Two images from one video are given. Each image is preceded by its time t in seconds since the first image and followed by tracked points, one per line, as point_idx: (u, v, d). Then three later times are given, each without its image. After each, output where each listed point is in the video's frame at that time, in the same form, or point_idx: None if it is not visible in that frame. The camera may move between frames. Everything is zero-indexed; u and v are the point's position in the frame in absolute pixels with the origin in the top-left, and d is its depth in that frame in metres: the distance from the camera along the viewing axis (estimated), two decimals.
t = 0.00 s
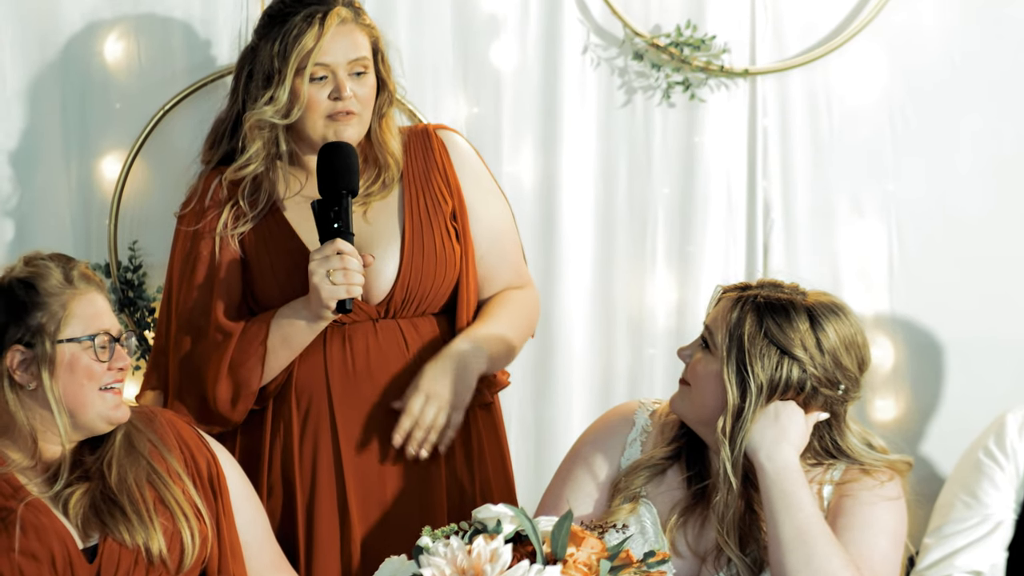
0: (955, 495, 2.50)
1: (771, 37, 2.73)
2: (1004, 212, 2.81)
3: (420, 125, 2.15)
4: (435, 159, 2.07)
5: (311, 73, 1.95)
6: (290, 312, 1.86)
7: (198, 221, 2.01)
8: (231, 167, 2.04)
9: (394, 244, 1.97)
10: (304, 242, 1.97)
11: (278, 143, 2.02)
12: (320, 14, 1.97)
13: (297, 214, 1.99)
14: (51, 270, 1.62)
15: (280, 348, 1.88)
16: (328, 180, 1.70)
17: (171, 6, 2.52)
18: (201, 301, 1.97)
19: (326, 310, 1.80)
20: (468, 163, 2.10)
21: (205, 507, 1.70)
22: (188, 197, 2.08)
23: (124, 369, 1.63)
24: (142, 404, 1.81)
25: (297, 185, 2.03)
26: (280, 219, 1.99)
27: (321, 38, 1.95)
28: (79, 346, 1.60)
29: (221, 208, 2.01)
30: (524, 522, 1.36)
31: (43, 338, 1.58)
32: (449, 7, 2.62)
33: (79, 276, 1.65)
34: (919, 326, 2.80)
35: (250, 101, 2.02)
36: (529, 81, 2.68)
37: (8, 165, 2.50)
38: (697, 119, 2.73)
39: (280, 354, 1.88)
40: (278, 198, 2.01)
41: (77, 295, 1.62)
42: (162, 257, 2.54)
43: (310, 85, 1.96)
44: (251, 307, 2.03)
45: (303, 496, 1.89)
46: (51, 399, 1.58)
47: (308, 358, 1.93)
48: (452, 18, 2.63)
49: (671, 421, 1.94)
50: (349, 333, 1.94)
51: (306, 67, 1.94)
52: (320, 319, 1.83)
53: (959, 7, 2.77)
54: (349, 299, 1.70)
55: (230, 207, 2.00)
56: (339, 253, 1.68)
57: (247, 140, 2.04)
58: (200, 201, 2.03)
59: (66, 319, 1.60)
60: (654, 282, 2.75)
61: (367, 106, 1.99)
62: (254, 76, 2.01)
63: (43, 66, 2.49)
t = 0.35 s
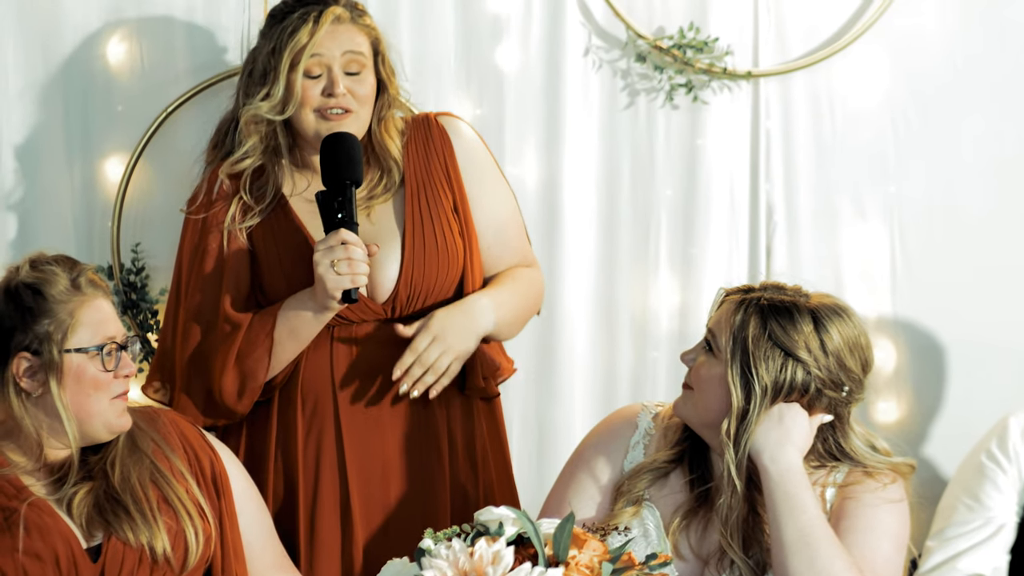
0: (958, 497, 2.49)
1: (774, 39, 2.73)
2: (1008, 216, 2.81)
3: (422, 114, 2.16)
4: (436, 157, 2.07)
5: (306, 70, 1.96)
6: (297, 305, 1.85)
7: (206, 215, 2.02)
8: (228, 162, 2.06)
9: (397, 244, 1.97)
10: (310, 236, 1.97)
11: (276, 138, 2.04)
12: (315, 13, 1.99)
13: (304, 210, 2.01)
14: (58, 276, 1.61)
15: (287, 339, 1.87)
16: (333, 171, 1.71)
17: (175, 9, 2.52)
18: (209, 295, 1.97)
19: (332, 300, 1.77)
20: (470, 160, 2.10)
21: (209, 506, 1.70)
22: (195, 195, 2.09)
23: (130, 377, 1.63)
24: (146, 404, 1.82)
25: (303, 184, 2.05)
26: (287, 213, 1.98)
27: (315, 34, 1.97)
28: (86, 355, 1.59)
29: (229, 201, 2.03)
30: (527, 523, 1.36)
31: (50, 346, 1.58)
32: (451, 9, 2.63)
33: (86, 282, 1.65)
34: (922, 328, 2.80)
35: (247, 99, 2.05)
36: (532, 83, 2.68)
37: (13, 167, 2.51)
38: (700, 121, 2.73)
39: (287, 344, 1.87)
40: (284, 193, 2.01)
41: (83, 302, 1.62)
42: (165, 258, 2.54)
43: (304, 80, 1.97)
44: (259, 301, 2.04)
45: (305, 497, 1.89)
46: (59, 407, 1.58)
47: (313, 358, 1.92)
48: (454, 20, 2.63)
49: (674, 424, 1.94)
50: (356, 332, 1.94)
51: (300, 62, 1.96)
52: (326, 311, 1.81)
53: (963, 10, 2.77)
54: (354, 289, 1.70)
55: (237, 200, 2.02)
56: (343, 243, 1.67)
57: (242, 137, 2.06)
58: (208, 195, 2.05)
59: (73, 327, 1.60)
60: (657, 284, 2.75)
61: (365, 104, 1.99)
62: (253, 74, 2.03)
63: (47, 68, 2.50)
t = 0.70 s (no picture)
0: (960, 499, 2.49)
1: (777, 41, 2.72)
2: (1011, 217, 2.80)
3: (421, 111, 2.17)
4: (433, 154, 2.07)
5: (292, 64, 1.98)
6: (299, 300, 1.85)
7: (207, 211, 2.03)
8: (218, 159, 2.08)
9: (395, 241, 1.97)
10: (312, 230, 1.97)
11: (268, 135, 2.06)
12: (297, 10, 2.01)
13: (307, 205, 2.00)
14: (58, 278, 1.62)
15: (291, 335, 1.87)
16: (331, 166, 1.71)
17: (178, 11, 2.52)
18: (212, 291, 1.97)
19: (334, 295, 1.78)
20: (467, 155, 2.10)
21: (211, 508, 1.70)
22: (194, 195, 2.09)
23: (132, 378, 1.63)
24: (148, 405, 1.82)
25: (305, 180, 2.05)
26: (288, 208, 1.98)
27: (300, 29, 1.99)
28: (87, 358, 1.60)
29: (230, 197, 2.03)
30: (528, 525, 1.36)
31: (51, 348, 1.58)
32: (453, 11, 2.63)
33: (87, 283, 1.65)
34: (924, 330, 2.79)
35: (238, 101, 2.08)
36: (534, 84, 2.68)
37: (15, 169, 2.51)
38: (702, 123, 2.73)
39: (291, 339, 1.87)
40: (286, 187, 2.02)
41: (84, 304, 1.62)
42: (168, 260, 2.55)
43: (291, 73, 1.98)
44: (262, 295, 2.04)
45: (308, 499, 1.89)
46: (62, 409, 1.58)
47: (316, 360, 1.93)
48: (456, 22, 2.64)
49: (677, 425, 1.93)
50: (359, 335, 1.95)
51: (285, 54, 1.97)
52: (329, 305, 1.81)
53: (965, 11, 2.77)
54: (356, 283, 1.71)
55: (237, 197, 2.02)
56: (344, 237, 1.67)
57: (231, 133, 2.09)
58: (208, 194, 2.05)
59: (74, 329, 1.60)
60: (659, 286, 2.75)
61: (356, 95, 2.01)
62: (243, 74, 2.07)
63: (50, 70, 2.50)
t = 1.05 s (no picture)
0: (962, 500, 2.49)
1: (779, 42, 2.72)
2: (1014, 217, 2.80)
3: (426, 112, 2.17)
4: (437, 157, 2.07)
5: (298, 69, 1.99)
6: (304, 303, 1.86)
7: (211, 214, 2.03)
8: (223, 161, 2.07)
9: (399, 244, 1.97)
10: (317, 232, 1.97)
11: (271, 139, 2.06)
12: (304, 14, 2.02)
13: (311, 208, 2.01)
14: (57, 279, 1.61)
15: (295, 338, 1.87)
16: (336, 168, 1.69)
17: (180, 13, 2.53)
18: (216, 292, 1.97)
19: (339, 300, 1.79)
20: (470, 157, 2.10)
21: (212, 510, 1.71)
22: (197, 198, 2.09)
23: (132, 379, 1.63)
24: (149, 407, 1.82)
25: (310, 182, 2.06)
26: (293, 209, 1.99)
27: (307, 33, 1.99)
28: (86, 359, 1.60)
29: (233, 200, 2.03)
30: (530, 526, 1.36)
31: (51, 350, 1.58)
32: (454, 12, 2.63)
33: (86, 284, 1.65)
34: (927, 331, 2.79)
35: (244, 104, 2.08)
36: (536, 85, 2.68)
37: (17, 171, 2.51)
38: (703, 124, 2.73)
39: (295, 342, 1.88)
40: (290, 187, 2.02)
41: (84, 305, 1.62)
42: (170, 262, 2.56)
43: (299, 78, 1.99)
44: (265, 297, 2.05)
45: (311, 499, 1.89)
46: (61, 410, 1.58)
47: (319, 361, 1.93)
48: (458, 23, 2.64)
49: (678, 426, 1.94)
50: (362, 337, 1.95)
51: (293, 59, 1.98)
52: (334, 309, 1.82)
53: (968, 11, 2.76)
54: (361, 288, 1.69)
55: (240, 198, 2.02)
56: (350, 242, 1.68)
57: (237, 137, 2.08)
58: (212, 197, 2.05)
59: (74, 330, 1.60)
60: (662, 287, 2.75)
61: (362, 98, 2.00)
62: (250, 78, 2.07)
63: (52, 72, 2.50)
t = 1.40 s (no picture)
0: (965, 500, 2.49)
1: (781, 43, 2.72)
2: (1017, 218, 2.80)
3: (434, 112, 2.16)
4: (443, 163, 2.07)
5: (314, 79, 1.97)
6: (314, 326, 1.88)
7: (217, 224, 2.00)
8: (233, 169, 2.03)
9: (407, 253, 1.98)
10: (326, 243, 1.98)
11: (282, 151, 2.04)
12: (320, 21, 1.98)
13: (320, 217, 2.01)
14: (57, 281, 1.62)
15: (301, 357, 1.89)
16: (352, 194, 1.66)
17: (182, 15, 2.54)
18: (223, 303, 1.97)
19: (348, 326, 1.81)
20: (476, 160, 2.10)
21: (215, 512, 1.71)
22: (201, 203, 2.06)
23: (132, 379, 1.63)
24: (151, 409, 1.82)
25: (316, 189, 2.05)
26: (304, 221, 1.99)
27: (323, 44, 1.97)
28: (87, 360, 1.60)
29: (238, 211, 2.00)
30: (533, 527, 1.36)
31: (50, 352, 1.59)
32: (456, 13, 2.63)
33: (87, 285, 1.66)
34: (929, 331, 2.79)
35: (253, 110, 2.05)
36: (537, 86, 2.68)
37: (19, 172, 2.52)
38: (705, 125, 2.73)
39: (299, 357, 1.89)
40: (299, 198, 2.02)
41: (84, 307, 1.63)
42: (173, 264, 2.57)
43: (314, 89, 1.98)
44: (269, 306, 2.05)
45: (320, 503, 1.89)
46: (61, 412, 1.59)
47: (329, 368, 1.93)
48: (460, 24, 2.64)
49: (680, 428, 1.93)
50: (370, 344, 1.95)
51: (308, 71, 1.95)
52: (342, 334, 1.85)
53: (970, 12, 2.76)
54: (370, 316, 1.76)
55: (246, 210, 2.00)
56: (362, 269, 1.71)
57: (247, 147, 2.05)
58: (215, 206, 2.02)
59: (74, 332, 1.60)
60: (664, 288, 2.75)
61: (375, 108, 2.01)
62: (260, 85, 2.04)
63: (55, 74, 2.51)
